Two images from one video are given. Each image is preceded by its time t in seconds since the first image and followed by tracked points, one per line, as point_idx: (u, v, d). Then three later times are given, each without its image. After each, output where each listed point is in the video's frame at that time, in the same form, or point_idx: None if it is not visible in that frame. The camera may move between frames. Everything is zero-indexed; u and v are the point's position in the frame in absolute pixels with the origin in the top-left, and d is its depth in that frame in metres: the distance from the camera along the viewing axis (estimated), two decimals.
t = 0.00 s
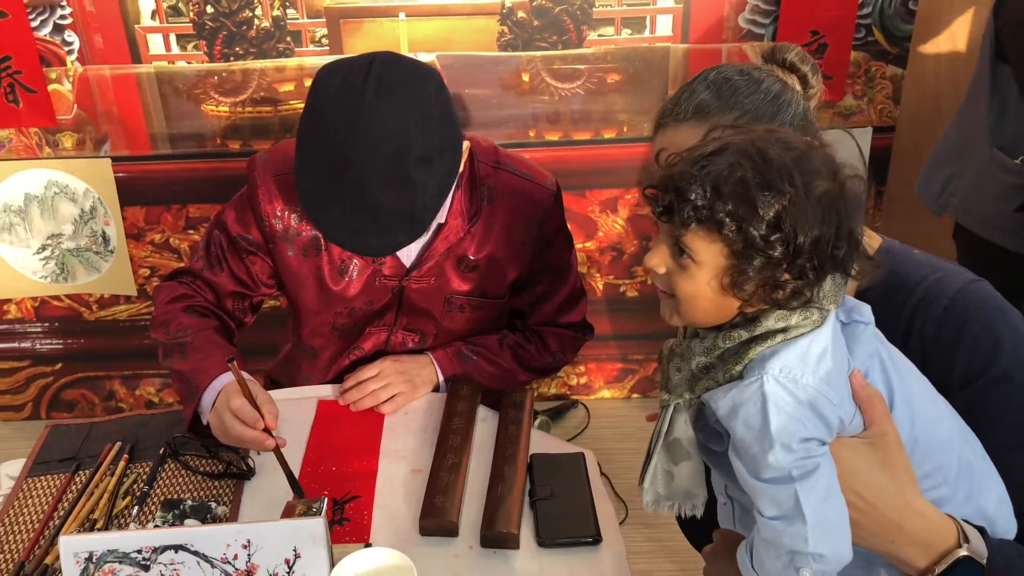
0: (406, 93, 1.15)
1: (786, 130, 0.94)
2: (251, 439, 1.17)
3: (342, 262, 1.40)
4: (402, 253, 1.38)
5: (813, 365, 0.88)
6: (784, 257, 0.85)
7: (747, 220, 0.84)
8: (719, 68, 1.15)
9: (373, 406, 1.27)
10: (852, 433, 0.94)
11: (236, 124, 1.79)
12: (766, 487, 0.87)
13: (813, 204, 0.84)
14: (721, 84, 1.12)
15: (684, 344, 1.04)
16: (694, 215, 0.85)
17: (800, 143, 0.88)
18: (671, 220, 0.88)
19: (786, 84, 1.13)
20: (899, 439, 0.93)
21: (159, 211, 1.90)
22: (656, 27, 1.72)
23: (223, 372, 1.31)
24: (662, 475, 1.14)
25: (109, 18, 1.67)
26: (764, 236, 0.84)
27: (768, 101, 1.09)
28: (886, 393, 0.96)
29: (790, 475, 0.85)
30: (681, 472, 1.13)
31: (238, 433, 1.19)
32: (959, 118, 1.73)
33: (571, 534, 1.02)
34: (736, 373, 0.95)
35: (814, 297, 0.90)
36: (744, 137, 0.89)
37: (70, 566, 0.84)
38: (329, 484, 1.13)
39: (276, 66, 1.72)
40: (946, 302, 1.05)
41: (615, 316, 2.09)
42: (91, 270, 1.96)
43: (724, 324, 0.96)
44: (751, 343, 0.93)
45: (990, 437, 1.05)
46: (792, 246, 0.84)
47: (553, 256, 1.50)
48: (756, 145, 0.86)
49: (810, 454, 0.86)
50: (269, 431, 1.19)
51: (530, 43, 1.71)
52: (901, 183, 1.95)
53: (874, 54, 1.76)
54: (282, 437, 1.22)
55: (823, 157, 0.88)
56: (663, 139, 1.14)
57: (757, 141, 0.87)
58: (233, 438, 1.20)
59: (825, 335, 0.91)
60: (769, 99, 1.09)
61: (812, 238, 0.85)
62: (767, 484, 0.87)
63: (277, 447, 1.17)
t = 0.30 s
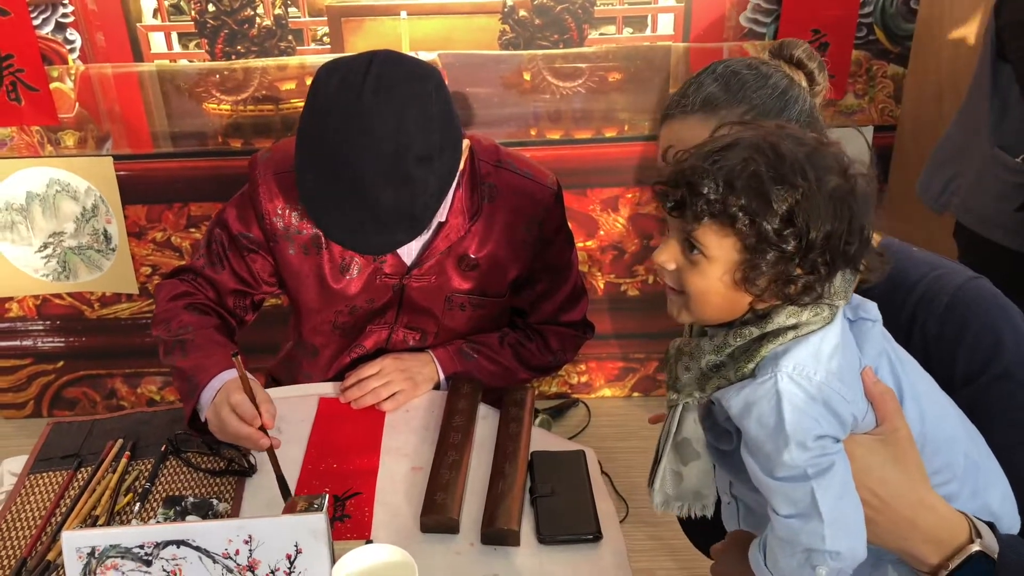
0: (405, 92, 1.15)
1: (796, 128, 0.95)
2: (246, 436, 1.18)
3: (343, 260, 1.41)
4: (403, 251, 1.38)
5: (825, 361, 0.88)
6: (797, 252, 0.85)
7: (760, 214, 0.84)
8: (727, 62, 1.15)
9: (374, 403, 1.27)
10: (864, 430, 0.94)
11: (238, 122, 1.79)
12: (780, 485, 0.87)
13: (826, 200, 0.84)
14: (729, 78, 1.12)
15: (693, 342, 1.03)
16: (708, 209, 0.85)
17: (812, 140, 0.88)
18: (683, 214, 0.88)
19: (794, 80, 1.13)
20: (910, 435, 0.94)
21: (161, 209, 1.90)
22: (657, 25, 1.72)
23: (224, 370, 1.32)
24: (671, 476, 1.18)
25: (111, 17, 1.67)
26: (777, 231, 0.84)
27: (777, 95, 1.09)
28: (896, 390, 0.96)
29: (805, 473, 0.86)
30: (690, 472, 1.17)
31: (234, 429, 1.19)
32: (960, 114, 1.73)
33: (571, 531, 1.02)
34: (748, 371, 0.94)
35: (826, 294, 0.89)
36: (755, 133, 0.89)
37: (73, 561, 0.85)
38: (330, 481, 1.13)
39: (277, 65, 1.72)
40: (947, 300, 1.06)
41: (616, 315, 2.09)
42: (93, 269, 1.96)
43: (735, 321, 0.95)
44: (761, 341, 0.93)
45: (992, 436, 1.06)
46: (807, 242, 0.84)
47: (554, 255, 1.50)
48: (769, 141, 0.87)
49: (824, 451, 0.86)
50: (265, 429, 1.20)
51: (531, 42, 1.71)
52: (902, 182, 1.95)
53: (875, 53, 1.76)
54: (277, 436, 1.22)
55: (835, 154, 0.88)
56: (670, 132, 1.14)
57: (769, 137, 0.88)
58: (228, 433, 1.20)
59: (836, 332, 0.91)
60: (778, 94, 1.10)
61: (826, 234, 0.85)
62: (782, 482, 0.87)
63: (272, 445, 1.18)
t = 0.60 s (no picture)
0: (410, 96, 1.15)
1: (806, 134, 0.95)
2: (253, 434, 1.19)
3: (347, 262, 1.41)
4: (406, 253, 1.38)
5: (844, 368, 0.88)
6: (815, 259, 0.84)
7: (777, 223, 0.83)
8: (726, 68, 1.16)
9: (377, 404, 1.28)
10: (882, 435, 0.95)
11: (241, 124, 1.80)
12: (804, 494, 0.87)
13: (841, 208, 0.85)
14: (730, 84, 1.13)
15: (710, 352, 1.03)
16: (726, 219, 0.84)
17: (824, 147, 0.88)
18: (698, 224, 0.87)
19: (791, 84, 1.14)
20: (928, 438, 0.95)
21: (164, 210, 1.91)
22: (659, 27, 1.72)
23: (227, 369, 1.33)
24: (689, 485, 1.20)
25: (115, 19, 1.68)
26: (793, 240, 0.83)
27: (778, 100, 1.10)
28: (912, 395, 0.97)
29: (828, 481, 0.85)
30: (707, 480, 1.18)
31: (239, 428, 1.20)
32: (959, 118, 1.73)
33: (574, 531, 1.03)
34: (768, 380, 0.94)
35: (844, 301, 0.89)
36: (768, 142, 0.89)
37: (79, 560, 0.86)
38: (334, 481, 1.14)
39: (280, 66, 1.73)
40: (952, 302, 1.07)
41: (618, 316, 2.09)
42: (97, 269, 1.97)
43: (753, 329, 0.95)
44: (780, 349, 0.93)
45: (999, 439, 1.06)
46: (824, 250, 0.84)
47: (556, 256, 1.51)
48: (783, 150, 0.87)
49: (847, 458, 0.85)
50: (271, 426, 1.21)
51: (533, 44, 1.72)
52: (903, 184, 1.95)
53: (877, 54, 1.76)
54: (285, 432, 1.23)
55: (847, 160, 0.89)
56: (671, 139, 1.15)
57: (782, 145, 0.88)
58: (234, 433, 1.21)
59: (853, 339, 0.91)
60: (778, 99, 1.10)
61: (842, 241, 0.85)
62: (806, 491, 0.86)
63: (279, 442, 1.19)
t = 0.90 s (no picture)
0: (411, 101, 1.16)
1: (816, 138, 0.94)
2: (256, 441, 1.19)
3: (348, 266, 1.42)
4: (408, 258, 1.39)
5: (859, 373, 0.88)
6: (831, 264, 0.83)
7: (792, 228, 0.82)
8: (722, 77, 1.16)
9: (378, 408, 1.28)
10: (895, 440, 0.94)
11: (242, 128, 1.80)
12: (821, 500, 0.85)
13: (855, 212, 0.84)
14: (729, 93, 1.13)
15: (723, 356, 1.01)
16: (741, 223, 0.83)
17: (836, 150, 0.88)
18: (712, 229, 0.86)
19: (786, 92, 1.14)
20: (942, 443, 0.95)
21: (165, 214, 1.92)
22: (659, 32, 1.73)
23: (228, 374, 1.33)
24: (700, 491, 1.17)
25: (117, 24, 1.69)
26: (809, 244, 0.82)
27: (776, 109, 1.10)
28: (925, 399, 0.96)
29: (846, 486, 0.84)
30: (719, 487, 1.16)
31: (242, 435, 1.20)
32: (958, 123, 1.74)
33: (574, 534, 1.03)
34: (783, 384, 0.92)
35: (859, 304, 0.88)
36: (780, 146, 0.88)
37: (82, 563, 0.86)
38: (335, 485, 1.14)
39: (281, 70, 1.74)
40: (955, 306, 1.07)
41: (618, 319, 2.10)
42: (98, 273, 1.97)
43: (767, 334, 0.94)
44: (795, 353, 0.91)
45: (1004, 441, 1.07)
46: (840, 254, 0.83)
47: (556, 260, 1.52)
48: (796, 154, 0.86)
49: (864, 463, 0.85)
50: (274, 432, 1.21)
51: (534, 48, 1.73)
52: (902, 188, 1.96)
53: (875, 59, 1.77)
54: (288, 437, 1.24)
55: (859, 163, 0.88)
56: (671, 150, 1.15)
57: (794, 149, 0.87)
58: (238, 440, 1.21)
59: (866, 343, 0.91)
60: (777, 106, 1.11)
61: (858, 245, 0.84)
62: (823, 497, 0.85)
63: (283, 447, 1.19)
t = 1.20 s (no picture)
0: (411, 103, 1.16)
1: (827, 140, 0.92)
2: (259, 443, 1.18)
3: (349, 267, 1.42)
4: (409, 259, 1.39)
5: (870, 378, 0.87)
6: (848, 273, 0.81)
7: (809, 237, 0.80)
8: (713, 85, 1.16)
9: (378, 408, 1.29)
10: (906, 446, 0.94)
11: (241, 129, 1.81)
12: (829, 506, 0.85)
13: (872, 220, 0.81)
14: (720, 100, 1.12)
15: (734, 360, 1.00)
16: (756, 234, 0.81)
17: (850, 155, 0.86)
18: (726, 239, 0.83)
19: (776, 98, 1.14)
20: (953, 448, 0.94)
21: (165, 215, 1.92)
22: (658, 33, 1.73)
23: (229, 374, 1.34)
24: (709, 493, 1.12)
25: (117, 24, 1.69)
26: (825, 253, 0.80)
27: (769, 116, 1.10)
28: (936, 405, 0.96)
29: (854, 493, 0.84)
30: (729, 489, 1.12)
31: (245, 437, 1.20)
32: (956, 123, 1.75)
33: (573, 534, 1.04)
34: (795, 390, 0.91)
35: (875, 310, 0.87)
36: (795, 151, 0.85)
37: (85, 561, 0.86)
38: (335, 484, 1.15)
39: (281, 72, 1.74)
40: (959, 308, 1.08)
41: (617, 320, 2.10)
42: (97, 274, 1.98)
43: (779, 339, 0.93)
44: (807, 359, 0.90)
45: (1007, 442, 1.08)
46: (857, 263, 0.81)
47: (556, 261, 1.52)
48: (811, 160, 0.83)
49: (873, 470, 0.84)
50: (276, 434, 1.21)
51: (533, 50, 1.73)
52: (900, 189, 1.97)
53: (874, 60, 1.77)
54: (290, 440, 1.23)
55: (874, 167, 0.86)
56: (666, 160, 1.14)
57: (807, 154, 0.85)
58: (240, 442, 1.20)
59: (878, 349, 0.90)
60: (769, 113, 1.10)
61: (875, 253, 0.82)
62: (831, 503, 0.85)
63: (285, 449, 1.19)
